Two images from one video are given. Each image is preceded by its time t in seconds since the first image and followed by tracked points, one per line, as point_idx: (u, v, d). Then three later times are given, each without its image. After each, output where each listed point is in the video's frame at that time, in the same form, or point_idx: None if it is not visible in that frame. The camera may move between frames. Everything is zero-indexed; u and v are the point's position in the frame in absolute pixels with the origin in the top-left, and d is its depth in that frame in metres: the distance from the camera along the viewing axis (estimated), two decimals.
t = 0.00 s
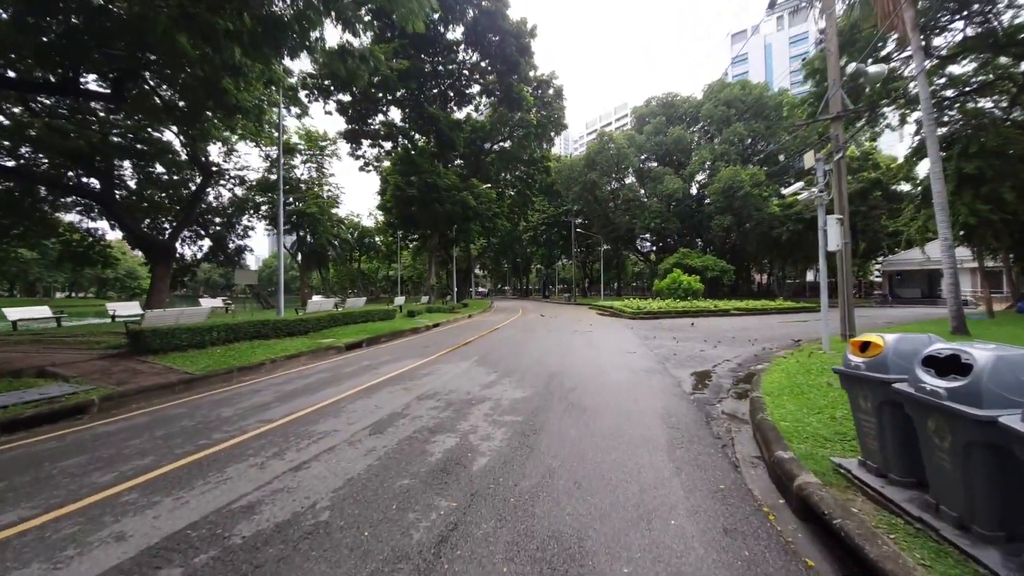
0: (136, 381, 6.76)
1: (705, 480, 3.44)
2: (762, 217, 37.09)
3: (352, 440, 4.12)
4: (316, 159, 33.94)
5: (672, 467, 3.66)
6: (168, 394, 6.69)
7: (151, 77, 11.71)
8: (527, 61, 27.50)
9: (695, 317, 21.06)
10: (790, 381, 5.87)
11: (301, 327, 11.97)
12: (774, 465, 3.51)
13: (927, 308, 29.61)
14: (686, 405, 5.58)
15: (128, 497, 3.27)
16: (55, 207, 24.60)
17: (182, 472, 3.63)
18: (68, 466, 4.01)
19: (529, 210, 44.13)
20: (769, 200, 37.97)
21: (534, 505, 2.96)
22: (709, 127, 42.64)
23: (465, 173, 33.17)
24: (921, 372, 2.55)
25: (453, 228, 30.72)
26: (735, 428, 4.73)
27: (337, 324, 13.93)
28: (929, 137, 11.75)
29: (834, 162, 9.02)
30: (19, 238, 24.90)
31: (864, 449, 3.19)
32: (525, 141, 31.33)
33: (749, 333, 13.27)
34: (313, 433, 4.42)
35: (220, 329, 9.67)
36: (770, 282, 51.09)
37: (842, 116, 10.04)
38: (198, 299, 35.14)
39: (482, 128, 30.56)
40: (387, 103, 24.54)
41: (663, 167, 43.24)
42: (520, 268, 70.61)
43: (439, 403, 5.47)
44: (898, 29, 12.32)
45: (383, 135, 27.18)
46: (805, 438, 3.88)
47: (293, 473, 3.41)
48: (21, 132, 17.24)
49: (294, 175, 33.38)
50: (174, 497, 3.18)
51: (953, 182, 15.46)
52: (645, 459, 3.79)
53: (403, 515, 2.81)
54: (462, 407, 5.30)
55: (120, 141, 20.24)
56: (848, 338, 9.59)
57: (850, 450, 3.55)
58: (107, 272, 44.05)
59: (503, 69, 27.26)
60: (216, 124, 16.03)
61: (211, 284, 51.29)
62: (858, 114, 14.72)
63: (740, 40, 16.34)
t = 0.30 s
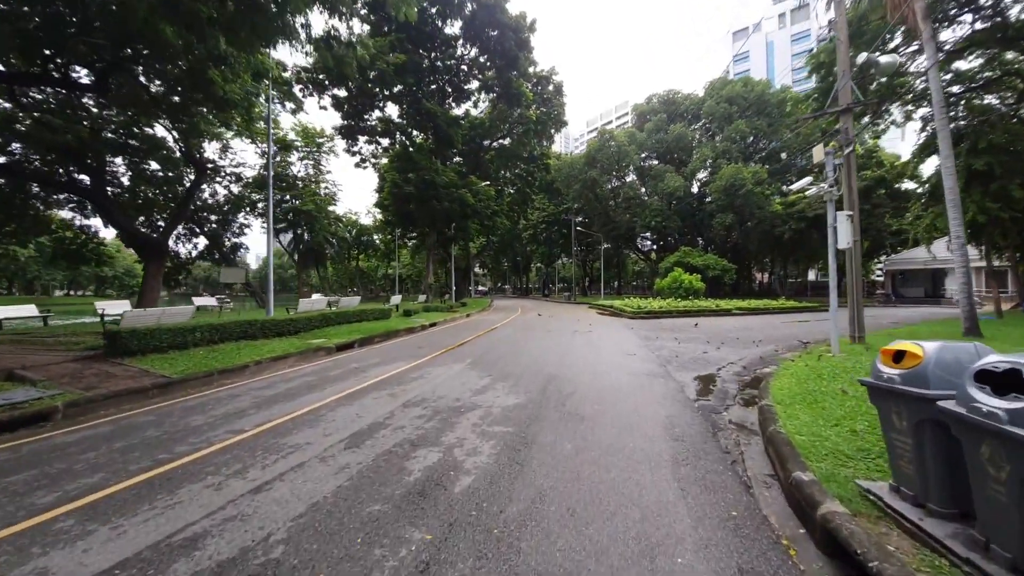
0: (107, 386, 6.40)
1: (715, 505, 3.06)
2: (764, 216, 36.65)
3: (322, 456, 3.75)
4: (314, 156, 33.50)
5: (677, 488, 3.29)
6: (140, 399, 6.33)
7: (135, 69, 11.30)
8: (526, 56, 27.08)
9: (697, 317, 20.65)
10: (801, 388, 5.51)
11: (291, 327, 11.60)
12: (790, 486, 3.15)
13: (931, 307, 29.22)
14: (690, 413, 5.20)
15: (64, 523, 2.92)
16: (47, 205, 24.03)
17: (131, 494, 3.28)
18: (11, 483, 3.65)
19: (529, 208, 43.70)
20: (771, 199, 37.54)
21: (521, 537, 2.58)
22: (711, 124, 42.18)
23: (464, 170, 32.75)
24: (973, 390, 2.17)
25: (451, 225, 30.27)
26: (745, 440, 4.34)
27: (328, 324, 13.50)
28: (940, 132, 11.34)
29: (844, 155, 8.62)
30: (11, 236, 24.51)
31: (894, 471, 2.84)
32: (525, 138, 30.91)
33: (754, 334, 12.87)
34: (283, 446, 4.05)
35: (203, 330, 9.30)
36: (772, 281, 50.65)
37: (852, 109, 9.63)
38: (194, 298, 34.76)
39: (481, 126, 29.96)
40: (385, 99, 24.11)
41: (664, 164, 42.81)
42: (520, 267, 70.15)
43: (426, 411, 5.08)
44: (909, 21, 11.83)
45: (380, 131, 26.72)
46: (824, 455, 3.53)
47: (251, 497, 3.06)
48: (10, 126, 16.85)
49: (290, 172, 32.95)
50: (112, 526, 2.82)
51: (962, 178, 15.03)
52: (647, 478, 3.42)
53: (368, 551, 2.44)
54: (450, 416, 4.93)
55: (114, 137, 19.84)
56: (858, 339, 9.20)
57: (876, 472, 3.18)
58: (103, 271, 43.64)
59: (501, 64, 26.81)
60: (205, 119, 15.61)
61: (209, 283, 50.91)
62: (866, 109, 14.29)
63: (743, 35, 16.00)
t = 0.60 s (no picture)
0: (76, 393, 6.02)
1: (729, 532, 2.69)
2: (765, 216, 36.33)
3: (290, 473, 3.38)
4: (310, 156, 33.10)
5: (687, 511, 2.92)
6: (110, 407, 5.95)
7: (119, 63, 10.92)
8: (525, 55, 26.78)
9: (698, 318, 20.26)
10: (815, 395, 5.15)
11: (280, 329, 11.21)
12: (813, 511, 2.78)
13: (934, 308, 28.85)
14: (696, 421, 4.84)
15: None
16: (39, 206, 23.34)
17: (72, 518, 2.92)
18: None
19: (528, 209, 43.35)
20: (771, 199, 37.21)
21: None
22: (711, 124, 41.88)
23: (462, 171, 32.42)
24: None
25: (449, 226, 29.91)
26: (756, 452, 3.99)
27: (320, 326, 13.10)
28: (950, 127, 11.00)
29: (852, 150, 8.29)
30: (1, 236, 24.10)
31: (935, 495, 2.48)
32: (524, 138, 30.57)
33: (757, 336, 12.52)
34: (250, 461, 3.69)
35: (185, 332, 8.93)
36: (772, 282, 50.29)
37: (860, 102, 9.28)
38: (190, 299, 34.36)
39: (479, 125, 30.09)
40: (382, 98, 23.75)
41: (664, 165, 42.49)
42: (519, 268, 69.81)
43: (411, 420, 4.71)
44: (916, 15, 11.49)
45: (377, 131, 26.37)
46: (849, 473, 3.17)
47: (200, 524, 2.71)
48: None
49: (287, 172, 32.58)
50: (40, 556, 2.47)
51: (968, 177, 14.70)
52: (652, 500, 3.05)
53: None
54: (436, 425, 4.55)
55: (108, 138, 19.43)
56: (868, 342, 8.82)
57: (908, 497, 2.83)
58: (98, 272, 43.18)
59: (500, 63, 26.48)
60: (197, 117, 15.32)
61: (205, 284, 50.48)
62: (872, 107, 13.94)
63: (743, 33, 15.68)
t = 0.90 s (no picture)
0: (44, 401, 5.67)
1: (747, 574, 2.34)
2: (768, 216, 35.92)
3: (253, 499, 3.02)
4: (308, 155, 32.77)
5: (700, 546, 2.56)
6: (80, 416, 5.60)
7: (102, 58, 10.57)
8: (525, 52, 26.35)
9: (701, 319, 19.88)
10: (832, 405, 4.78)
11: (271, 331, 10.87)
12: (845, 549, 2.42)
13: (939, 308, 28.47)
14: (704, 434, 4.47)
15: None
16: (32, 205, 22.96)
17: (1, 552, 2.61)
18: None
19: (528, 208, 42.93)
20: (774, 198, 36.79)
21: None
22: (713, 123, 41.44)
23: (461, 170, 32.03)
24: None
25: (448, 225, 29.54)
26: (773, 472, 3.62)
27: (313, 327, 12.77)
28: (965, 122, 10.61)
29: (865, 144, 7.91)
30: None
31: (989, 536, 2.12)
32: (524, 136, 30.19)
33: (763, 338, 12.14)
34: (213, 483, 3.34)
35: (169, 335, 8.59)
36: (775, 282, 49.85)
37: (872, 95, 8.88)
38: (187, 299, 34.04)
39: (479, 124, 29.52)
40: (381, 96, 23.42)
41: (665, 164, 42.05)
42: (520, 268, 69.43)
43: (396, 432, 4.36)
44: (928, 6, 11.09)
45: (375, 129, 26.03)
46: (880, 504, 2.81)
47: (139, 565, 2.37)
48: None
49: (284, 171, 32.22)
50: None
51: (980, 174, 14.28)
52: (661, 533, 2.68)
53: None
54: (422, 440, 4.18)
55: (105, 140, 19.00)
56: (880, 344, 8.45)
57: (954, 532, 2.46)
58: (96, 272, 42.96)
59: (499, 60, 26.08)
60: (188, 115, 14.94)
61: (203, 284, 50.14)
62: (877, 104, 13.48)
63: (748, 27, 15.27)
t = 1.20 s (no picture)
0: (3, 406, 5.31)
1: None
2: (769, 215, 35.58)
3: (199, 526, 2.67)
4: (304, 153, 32.34)
5: None
6: (40, 423, 5.22)
7: (80, 48, 10.22)
8: (523, 47, 25.91)
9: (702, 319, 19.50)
10: (848, 412, 4.41)
11: (257, 332, 10.47)
12: None
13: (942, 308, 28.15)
14: (711, 444, 4.10)
15: None
16: (22, 204, 22.47)
17: None
18: None
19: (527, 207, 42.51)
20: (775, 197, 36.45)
21: None
22: (712, 121, 41.07)
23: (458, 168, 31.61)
24: None
25: (445, 224, 29.11)
26: (791, 488, 3.25)
27: (303, 327, 12.37)
28: (975, 115, 10.25)
29: (876, 136, 7.56)
30: None
31: None
32: (522, 134, 29.78)
33: (767, 339, 11.77)
34: (159, 507, 2.99)
35: (146, 336, 8.24)
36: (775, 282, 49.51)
37: (881, 85, 8.52)
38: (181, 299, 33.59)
39: (476, 121, 29.80)
40: (376, 92, 22.92)
41: (664, 162, 41.66)
42: (519, 267, 68.98)
43: (374, 442, 3.98)
44: None
45: (371, 126, 25.62)
46: (919, 531, 2.44)
47: None
48: None
49: (279, 169, 31.78)
50: None
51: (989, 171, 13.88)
52: (668, 567, 2.31)
53: None
54: (401, 451, 3.81)
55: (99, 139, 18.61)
56: (891, 345, 8.10)
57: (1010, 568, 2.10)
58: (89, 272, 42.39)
59: (497, 56, 25.65)
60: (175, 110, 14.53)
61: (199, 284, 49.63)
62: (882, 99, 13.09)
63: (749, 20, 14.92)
